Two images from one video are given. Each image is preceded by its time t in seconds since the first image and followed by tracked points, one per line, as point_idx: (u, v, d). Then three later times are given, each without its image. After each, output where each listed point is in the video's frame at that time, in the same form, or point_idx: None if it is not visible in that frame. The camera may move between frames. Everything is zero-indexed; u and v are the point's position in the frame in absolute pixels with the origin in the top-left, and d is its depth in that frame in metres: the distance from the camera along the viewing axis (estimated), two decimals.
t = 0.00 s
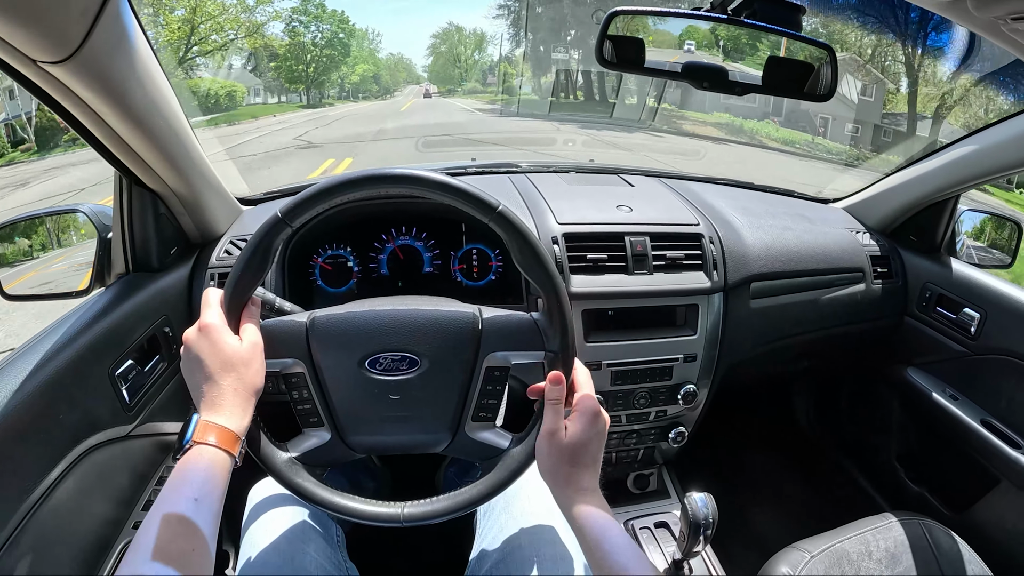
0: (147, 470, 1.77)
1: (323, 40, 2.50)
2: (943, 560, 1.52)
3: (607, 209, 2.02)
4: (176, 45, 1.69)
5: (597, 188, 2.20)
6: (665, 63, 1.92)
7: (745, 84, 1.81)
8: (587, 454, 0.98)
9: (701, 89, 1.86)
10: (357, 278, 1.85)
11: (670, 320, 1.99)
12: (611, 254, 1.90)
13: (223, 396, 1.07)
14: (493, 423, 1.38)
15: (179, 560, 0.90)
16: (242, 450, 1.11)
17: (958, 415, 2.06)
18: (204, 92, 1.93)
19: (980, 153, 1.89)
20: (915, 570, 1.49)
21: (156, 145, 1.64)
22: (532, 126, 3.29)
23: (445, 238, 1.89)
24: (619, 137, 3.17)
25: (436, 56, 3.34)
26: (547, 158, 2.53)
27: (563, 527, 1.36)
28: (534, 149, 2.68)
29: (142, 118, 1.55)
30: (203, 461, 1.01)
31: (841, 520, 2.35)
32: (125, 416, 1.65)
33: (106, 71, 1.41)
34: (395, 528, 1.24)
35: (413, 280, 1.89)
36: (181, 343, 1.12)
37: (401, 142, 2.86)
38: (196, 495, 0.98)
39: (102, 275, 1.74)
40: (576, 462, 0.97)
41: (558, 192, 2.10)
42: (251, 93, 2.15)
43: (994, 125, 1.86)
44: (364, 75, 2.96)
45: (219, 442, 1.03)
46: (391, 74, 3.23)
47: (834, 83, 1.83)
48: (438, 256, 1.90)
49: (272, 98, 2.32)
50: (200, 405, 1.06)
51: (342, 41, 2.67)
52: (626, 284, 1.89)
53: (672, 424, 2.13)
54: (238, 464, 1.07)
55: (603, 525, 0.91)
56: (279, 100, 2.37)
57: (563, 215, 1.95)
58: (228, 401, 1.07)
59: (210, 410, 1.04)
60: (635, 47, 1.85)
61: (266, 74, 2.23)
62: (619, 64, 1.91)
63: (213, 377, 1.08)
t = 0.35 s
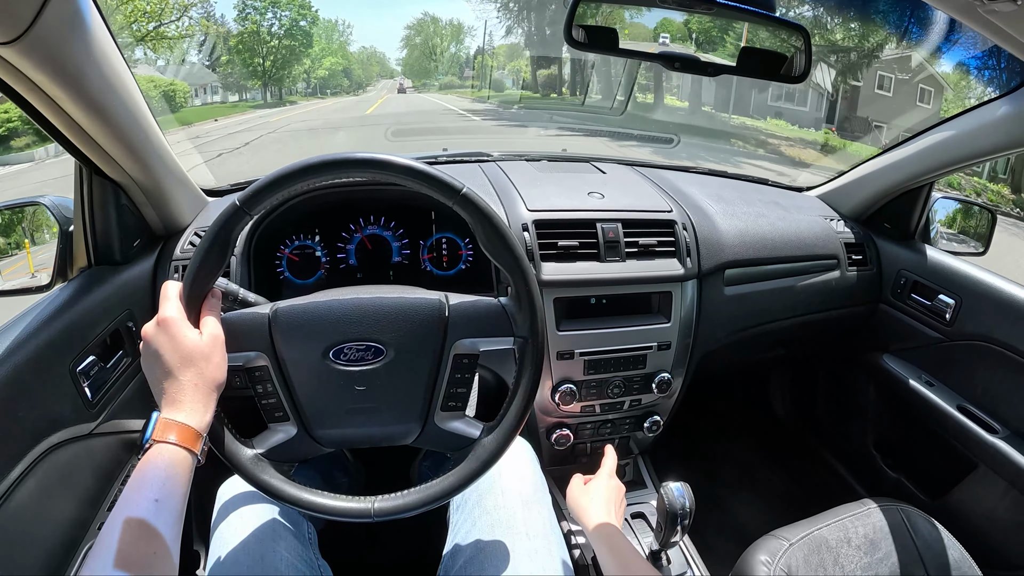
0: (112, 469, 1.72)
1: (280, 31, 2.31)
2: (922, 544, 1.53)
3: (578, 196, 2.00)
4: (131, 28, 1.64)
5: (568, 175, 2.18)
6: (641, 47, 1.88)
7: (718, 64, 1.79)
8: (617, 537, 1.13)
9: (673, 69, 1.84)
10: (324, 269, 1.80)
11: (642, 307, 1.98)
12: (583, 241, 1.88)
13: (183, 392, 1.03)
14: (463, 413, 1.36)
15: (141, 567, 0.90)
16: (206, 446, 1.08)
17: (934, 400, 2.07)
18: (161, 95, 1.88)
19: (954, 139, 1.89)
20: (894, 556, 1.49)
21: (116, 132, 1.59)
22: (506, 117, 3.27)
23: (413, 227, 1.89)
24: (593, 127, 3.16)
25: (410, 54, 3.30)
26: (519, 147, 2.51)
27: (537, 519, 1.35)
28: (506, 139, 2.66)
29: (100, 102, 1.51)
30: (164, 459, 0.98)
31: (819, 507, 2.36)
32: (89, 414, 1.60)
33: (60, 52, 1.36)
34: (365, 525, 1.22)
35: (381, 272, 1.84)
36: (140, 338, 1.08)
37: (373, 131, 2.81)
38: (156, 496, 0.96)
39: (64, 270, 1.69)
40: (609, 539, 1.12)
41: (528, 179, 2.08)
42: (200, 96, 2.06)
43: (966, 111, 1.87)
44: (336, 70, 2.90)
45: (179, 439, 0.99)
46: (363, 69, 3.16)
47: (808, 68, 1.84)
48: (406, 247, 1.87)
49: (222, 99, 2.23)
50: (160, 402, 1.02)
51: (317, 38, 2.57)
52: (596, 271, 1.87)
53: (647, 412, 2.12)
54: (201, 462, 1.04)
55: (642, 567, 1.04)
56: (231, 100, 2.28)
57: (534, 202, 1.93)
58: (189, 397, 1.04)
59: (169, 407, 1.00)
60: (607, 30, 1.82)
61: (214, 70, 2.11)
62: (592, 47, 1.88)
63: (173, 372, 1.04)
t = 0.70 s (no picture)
0: (115, 473, 1.71)
1: (267, 28, 2.09)
2: (930, 546, 1.50)
3: (583, 197, 1.98)
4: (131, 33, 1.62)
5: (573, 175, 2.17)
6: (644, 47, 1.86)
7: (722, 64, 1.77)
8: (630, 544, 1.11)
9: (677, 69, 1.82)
10: (327, 272, 1.78)
11: (648, 309, 1.95)
12: (588, 243, 1.87)
13: (183, 398, 1.02)
14: (467, 418, 1.34)
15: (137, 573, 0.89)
16: (206, 452, 1.07)
17: (941, 401, 2.05)
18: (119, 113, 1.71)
19: (961, 136, 1.87)
20: (902, 559, 1.47)
21: (115, 136, 1.58)
22: (510, 118, 3.26)
23: (416, 229, 1.88)
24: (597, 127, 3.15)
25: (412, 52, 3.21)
26: (523, 148, 2.50)
27: (541, 524, 1.33)
28: (510, 140, 2.65)
29: (99, 108, 1.49)
30: (162, 467, 0.96)
31: (826, 509, 2.33)
32: (92, 419, 1.59)
33: (56, 57, 1.34)
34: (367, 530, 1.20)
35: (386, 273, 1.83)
36: (140, 343, 1.06)
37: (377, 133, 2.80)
38: (155, 503, 0.95)
39: (67, 274, 1.69)
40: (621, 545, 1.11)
41: (532, 180, 2.07)
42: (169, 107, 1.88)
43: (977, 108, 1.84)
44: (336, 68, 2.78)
45: (179, 446, 0.98)
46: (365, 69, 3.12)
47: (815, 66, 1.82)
48: (410, 248, 1.85)
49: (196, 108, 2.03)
50: (161, 408, 1.01)
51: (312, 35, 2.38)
52: (601, 273, 1.85)
53: (653, 415, 2.10)
54: (200, 467, 1.03)
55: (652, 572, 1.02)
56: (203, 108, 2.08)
57: (538, 203, 1.91)
58: (189, 403, 1.03)
59: (170, 413, 0.99)
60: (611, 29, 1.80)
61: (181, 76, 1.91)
62: (595, 45, 1.86)
63: (173, 378, 1.03)
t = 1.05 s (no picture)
0: (135, 478, 1.73)
1: (260, 23, 1.93)
2: (943, 558, 1.50)
3: (603, 210, 2.00)
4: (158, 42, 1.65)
5: (592, 188, 2.19)
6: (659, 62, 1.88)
7: (743, 81, 1.79)
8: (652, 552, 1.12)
9: (698, 87, 1.82)
10: (349, 282, 1.81)
11: (666, 322, 1.97)
12: (607, 256, 1.88)
13: (209, 406, 1.03)
14: (488, 429, 1.36)
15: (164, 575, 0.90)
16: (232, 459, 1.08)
17: (956, 415, 2.04)
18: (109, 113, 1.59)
19: (979, 151, 1.87)
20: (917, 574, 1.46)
21: (142, 147, 1.60)
22: (529, 128, 3.29)
23: (437, 241, 1.90)
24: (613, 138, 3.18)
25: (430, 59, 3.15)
26: (541, 159, 2.52)
27: (559, 534, 1.33)
28: (528, 152, 2.68)
29: (127, 119, 1.51)
30: (189, 473, 0.97)
31: (839, 522, 2.33)
32: (114, 425, 1.61)
33: (88, 70, 1.36)
34: (388, 539, 1.21)
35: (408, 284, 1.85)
36: (167, 351, 1.08)
37: (397, 146, 2.83)
38: (181, 508, 0.96)
39: (90, 280, 1.72)
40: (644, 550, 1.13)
41: (553, 193, 2.09)
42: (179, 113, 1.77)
43: (994, 121, 1.84)
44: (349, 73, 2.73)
45: (206, 453, 0.99)
46: (380, 73, 3.03)
47: (833, 82, 1.83)
48: (432, 260, 1.87)
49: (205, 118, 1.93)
50: (187, 415, 1.02)
51: (317, 46, 2.32)
52: (621, 286, 1.87)
53: (670, 427, 2.10)
54: (226, 475, 1.04)
55: None
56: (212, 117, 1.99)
57: (558, 216, 1.93)
58: (215, 412, 1.03)
59: (196, 421, 1.00)
60: (630, 44, 1.82)
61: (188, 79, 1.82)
62: (612, 62, 1.89)
63: (199, 387, 1.05)
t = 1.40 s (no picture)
0: (162, 480, 1.75)
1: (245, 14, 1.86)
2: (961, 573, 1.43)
3: (625, 220, 2.05)
4: (195, 52, 1.70)
5: (612, 198, 2.23)
6: (678, 73, 1.91)
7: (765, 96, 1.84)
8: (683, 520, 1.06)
9: (721, 101, 1.88)
10: (374, 289, 1.91)
11: (686, 331, 2.00)
12: (629, 266, 1.93)
13: (242, 410, 1.00)
14: (515, 435, 1.41)
15: None
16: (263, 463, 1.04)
17: (974, 425, 2.04)
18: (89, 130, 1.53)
19: (994, 162, 1.88)
20: None
21: (175, 156, 1.64)
22: (551, 138, 3.34)
23: (462, 249, 1.97)
24: (631, 149, 3.23)
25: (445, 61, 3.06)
26: (561, 169, 2.57)
27: (580, 539, 1.35)
28: (549, 162, 2.73)
29: (162, 129, 1.55)
30: (223, 474, 0.94)
31: (854, 531, 2.33)
32: (143, 426, 1.65)
33: (128, 82, 1.41)
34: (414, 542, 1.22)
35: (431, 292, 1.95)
36: (200, 356, 1.06)
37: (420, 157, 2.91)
38: (215, 511, 0.92)
39: (118, 284, 1.76)
40: (673, 518, 1.07)
41: (574, 203, 2.14)
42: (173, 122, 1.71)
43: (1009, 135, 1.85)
44: (355, 77, 2.76)
45: (239, 456, 0.96)
46: (393, 77, 3.11)
47: (852, 93, 1.84)
48: (455, 268, 1.96)
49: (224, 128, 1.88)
50: (220, 418, 1.00)
51: (316, 46, 2.33)
52: (642, 295, 1.91)
53: (688, 435, 2.13)
54: (258, 478, 1.01)
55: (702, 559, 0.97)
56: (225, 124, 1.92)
57: (581, 227, 1.98)
58: (248, 415, 1.01)
59: (229, 424, 0.98)
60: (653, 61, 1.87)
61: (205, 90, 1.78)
62: (635, 76, 1.92)
63: (232, 392, 1.02)
